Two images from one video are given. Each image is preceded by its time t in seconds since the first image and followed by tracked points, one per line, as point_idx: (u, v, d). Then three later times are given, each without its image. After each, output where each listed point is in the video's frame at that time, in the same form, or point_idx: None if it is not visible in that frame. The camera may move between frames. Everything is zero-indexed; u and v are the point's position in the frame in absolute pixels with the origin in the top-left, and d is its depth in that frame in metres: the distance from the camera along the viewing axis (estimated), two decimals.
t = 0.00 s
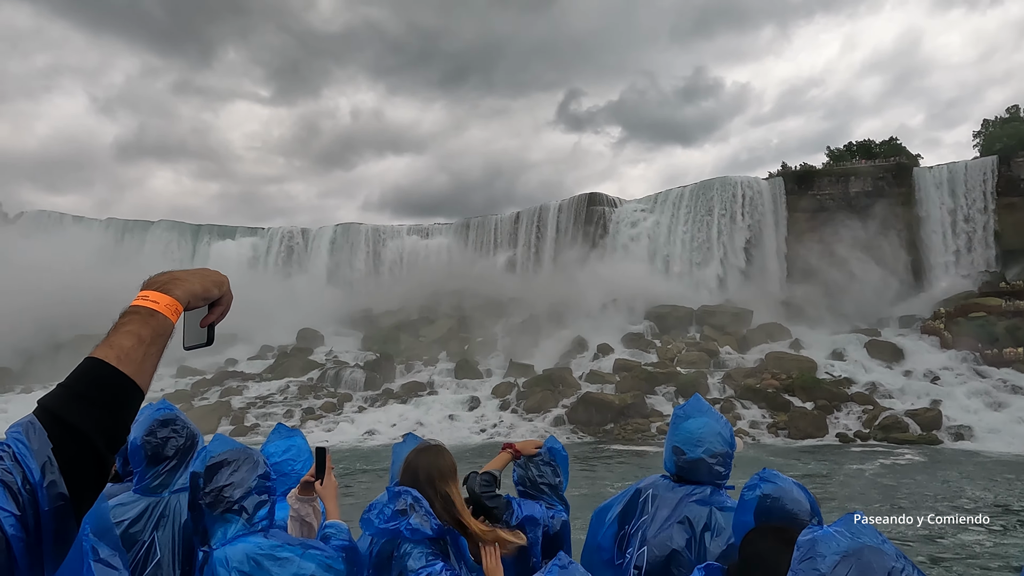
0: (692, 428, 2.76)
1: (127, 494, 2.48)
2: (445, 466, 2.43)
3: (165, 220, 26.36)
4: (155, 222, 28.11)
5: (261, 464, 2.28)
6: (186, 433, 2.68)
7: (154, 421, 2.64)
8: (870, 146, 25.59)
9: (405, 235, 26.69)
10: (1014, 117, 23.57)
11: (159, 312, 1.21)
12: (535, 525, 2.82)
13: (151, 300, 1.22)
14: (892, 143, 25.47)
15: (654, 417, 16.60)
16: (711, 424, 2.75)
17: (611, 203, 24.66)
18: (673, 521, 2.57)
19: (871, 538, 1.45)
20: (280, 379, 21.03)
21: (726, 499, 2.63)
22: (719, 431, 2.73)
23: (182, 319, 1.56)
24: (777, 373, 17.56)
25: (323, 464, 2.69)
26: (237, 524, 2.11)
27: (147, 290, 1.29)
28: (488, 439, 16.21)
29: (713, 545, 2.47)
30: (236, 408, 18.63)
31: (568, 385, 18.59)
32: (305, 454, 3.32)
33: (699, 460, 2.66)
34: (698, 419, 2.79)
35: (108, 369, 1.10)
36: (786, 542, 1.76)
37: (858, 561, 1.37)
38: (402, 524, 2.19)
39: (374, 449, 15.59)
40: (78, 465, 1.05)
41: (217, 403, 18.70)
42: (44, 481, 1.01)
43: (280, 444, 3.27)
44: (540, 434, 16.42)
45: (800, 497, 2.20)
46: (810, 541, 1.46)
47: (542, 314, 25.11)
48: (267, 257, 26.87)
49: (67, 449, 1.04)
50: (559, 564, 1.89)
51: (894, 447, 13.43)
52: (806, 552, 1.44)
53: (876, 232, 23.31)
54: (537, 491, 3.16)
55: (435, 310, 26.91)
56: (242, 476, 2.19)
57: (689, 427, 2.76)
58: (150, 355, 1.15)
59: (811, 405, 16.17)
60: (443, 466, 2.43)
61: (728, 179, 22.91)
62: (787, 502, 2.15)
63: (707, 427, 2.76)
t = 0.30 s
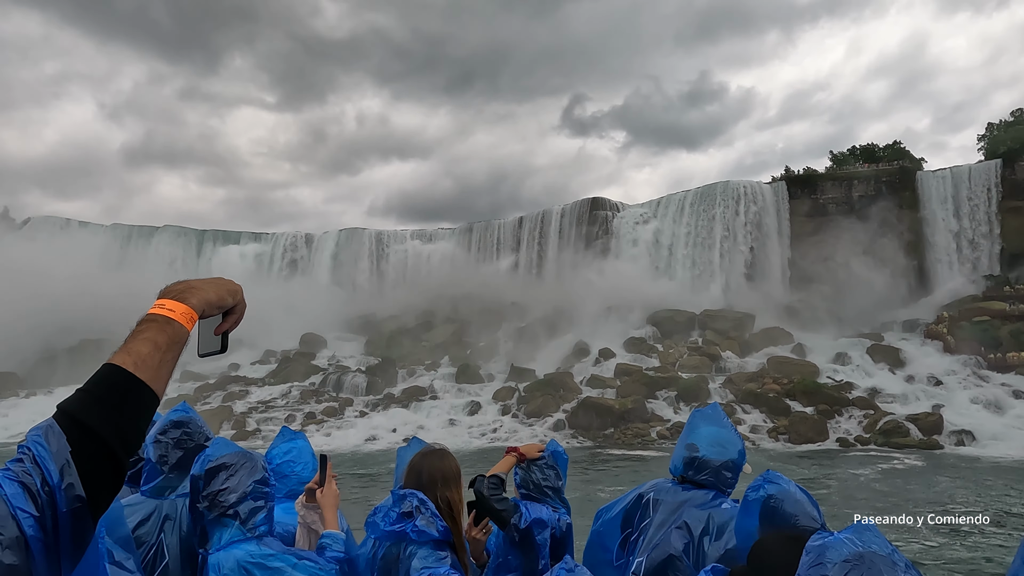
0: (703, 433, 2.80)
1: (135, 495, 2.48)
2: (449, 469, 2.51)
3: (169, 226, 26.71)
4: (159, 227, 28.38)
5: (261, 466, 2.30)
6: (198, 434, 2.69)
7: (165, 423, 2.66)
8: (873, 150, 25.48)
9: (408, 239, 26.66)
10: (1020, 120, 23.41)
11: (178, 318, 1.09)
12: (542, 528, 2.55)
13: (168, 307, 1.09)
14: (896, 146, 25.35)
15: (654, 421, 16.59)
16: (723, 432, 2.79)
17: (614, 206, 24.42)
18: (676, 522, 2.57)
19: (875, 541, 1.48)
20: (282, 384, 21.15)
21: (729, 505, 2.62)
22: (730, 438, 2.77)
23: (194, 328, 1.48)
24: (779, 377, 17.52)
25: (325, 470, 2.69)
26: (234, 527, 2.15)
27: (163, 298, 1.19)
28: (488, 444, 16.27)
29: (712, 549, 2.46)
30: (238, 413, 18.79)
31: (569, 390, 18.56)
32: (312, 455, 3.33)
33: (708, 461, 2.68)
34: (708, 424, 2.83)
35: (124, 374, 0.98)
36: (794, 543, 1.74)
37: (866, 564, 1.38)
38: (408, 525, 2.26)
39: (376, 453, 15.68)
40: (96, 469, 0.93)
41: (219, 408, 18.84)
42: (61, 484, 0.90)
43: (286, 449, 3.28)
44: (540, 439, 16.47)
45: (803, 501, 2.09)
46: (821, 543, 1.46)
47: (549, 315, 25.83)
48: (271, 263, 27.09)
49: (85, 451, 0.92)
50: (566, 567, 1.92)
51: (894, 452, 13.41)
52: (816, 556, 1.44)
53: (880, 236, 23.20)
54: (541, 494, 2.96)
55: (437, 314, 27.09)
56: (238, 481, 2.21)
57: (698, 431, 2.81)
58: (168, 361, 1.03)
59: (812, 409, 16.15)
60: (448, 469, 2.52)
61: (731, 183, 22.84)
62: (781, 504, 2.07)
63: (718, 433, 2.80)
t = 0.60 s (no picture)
0: (709, 443, 2.78)
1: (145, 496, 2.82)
2: (446, 476, 2.36)
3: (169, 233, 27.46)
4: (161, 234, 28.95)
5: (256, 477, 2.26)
6: (208, 438, 3.05)
7: (179, 429, 3.00)
8: (871, 155, 25.57)
9: (408, 245, 27.02)
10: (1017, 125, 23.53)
11: (182, 364, 1.12)
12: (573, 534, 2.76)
13: (171, 354, 1.13)
14: (894, 151, 25.43)
15: (649, 426, 16.59)
16: (731, 443, 2.75)
17: (612, 212, 24.71)
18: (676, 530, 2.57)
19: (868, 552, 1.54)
20: (280, 389, 21.26)
21: (732, 513, 2.60)
22: (738, 449, 2.73)
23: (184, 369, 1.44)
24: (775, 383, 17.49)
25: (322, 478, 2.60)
26: (226, 535, 2.38)
27: (164, 342, 1.18)
28: (484, 449, 16.29)
29: (714, 558, 2.46)
30: (235, 418, 18.93)
31: (565, 395, 18.56)
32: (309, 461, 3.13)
33: (711, 473, 2.67)
34: (715, 435, 2.79)
35: (133, 424, 1.01)
36: (796, 556, 1.81)
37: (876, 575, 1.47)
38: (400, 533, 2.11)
39: (371, 458, 15.73)
40: (102, 516, 0.95)
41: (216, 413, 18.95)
42: (67, 537, 0.93)
43: (280, 457, 3.08)
44: (535, 444, 16.48)
45: (800, 516, 2.23)
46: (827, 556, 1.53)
47: (542, 321, 24.50)
48: (271, 270, 27.36)
49: (93, 501, 0.94)
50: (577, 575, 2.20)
51: (888, 456, 13.46)
52: (823, 567, 1.52)
53: (878, 241, 23.24)
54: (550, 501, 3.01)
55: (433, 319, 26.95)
56: (228, 490, 2.45)
57: (705, 440, 2.78)
58: (174, 409, 1.06)
59: (807, 414, 16.16)
60: (448, 476, 2.37)
61: (729, 188, 23.03)
62: (782, 515, 2.22)
63: (724, 443, 2.77)
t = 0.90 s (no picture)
0: (702, 447, 2.57)
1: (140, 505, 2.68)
2: (438, 485, 2.30)
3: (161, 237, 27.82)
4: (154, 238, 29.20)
5: (242, 482, 2.27)
6: (218, 449, 3.01)
7: (192, 435, 2.94)
8: (862, 161, 25.75)
9: (401, 249, 27.04)
10: (1005, 132, 23.83)
11: None
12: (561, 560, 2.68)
13: None
14: (885, 157, 25.63)
15: (639, 431, 16.60)
16: (727, 448, 2.55)
17: (605, 217, 24.87)
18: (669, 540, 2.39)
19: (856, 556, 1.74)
20: (271, 394, 21.33)
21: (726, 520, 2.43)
22: (733, 453, 2.53)
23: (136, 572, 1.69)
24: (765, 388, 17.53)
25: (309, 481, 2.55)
26: (215, 543, 2.14)
27: None
28: (473, 453, 16.30)
29: (711, 565, 2.29)
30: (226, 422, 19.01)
31: (556, 399, 18.58)
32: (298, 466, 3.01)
33: (706, 479, 2.48)
34: (709, 438, 2.59)
35: None
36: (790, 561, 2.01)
37: None
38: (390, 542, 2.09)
39: (361, 462, 15.73)
40: None
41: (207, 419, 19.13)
42: None
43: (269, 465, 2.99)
44: (524, 449, 16.50)
45: (797, 525, 2.09)
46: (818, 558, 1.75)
47: (533, 327, 24.32)
48: (263, 276, 27.65)
49: None
50: None
51: (875, 461, 13.60)
52: (820, 572, 1.71)
53: (869, 246, 23.36)
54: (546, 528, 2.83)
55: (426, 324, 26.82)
56: (215, 496, 2.18)
57: (696, 445, 2.57)
58: None
59: (796, 418, 16.25)
60: (436, 485, 2.31)
61: (721, 194, 23.24)
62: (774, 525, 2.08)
63: (717, 448, 2.56)
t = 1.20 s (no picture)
0: (692, 452, 2.57)
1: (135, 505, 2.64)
2: (435, 489, 2.41)
3: (151, 240, 27.73)
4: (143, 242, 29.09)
5: (225, 488, 2.23)
6: (215, 457, 2.88)
7: (190, 441, 2.83)
8: (851, 166, 25.92)
9: (392, 252, 27.08)
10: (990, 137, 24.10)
11: None
12: None
13: None
14: (873, 162, 25.80)
15: (626, 434, 16.60)
16: (717, 451, 2.54)
17: (596, 221, 24.95)
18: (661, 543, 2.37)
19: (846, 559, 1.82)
20: (258, 398, 21.26)
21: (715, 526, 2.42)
22: (723, 456, 2.52)
23: None
24: (752, 392, 17.60)
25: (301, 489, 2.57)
26: (201, 549, 2.16)
27: None
28: (460, 458, 16.25)
29: (700, 568, 2.29)
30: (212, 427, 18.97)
31: (544, 403, 18.56)
32: (285, 470, 2.94)
33: (695, 483, 2.47)
34: (700, 442, 2.59)
35: None
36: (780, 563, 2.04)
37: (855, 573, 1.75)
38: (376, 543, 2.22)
39: (347, 467, 15.68)
40: None
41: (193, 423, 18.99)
42: None
43: (260, 465, 2.93)
44: (512, 453, 16.48)
45: (786, 530, 2.11)
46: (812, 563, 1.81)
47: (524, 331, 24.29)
48: (253, 275, 27.47)
49: None
50: None
51: (860, 464, 13.71)
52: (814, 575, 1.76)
53: (857, 250, 23.51)
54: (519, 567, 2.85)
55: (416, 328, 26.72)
56: (198, 502, 2.16)
57: (687, 449, 2.57)
58: None
59: (782, 422, 16.31)
60: (431, 490, 2.40)
61: (710, 198, 23.40)
62: (763, 527, 2.10)
63: (707, 451, 2.55)
